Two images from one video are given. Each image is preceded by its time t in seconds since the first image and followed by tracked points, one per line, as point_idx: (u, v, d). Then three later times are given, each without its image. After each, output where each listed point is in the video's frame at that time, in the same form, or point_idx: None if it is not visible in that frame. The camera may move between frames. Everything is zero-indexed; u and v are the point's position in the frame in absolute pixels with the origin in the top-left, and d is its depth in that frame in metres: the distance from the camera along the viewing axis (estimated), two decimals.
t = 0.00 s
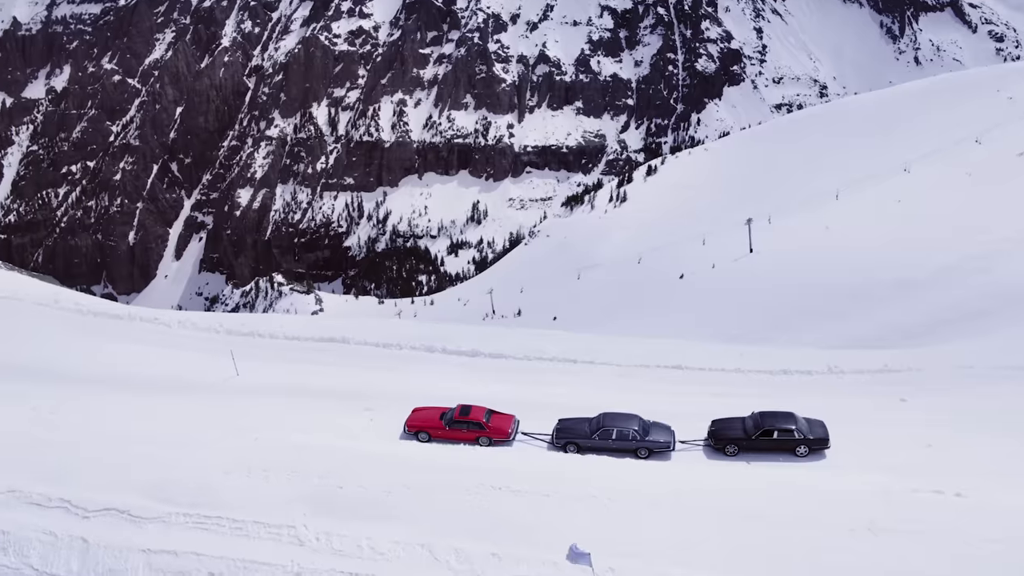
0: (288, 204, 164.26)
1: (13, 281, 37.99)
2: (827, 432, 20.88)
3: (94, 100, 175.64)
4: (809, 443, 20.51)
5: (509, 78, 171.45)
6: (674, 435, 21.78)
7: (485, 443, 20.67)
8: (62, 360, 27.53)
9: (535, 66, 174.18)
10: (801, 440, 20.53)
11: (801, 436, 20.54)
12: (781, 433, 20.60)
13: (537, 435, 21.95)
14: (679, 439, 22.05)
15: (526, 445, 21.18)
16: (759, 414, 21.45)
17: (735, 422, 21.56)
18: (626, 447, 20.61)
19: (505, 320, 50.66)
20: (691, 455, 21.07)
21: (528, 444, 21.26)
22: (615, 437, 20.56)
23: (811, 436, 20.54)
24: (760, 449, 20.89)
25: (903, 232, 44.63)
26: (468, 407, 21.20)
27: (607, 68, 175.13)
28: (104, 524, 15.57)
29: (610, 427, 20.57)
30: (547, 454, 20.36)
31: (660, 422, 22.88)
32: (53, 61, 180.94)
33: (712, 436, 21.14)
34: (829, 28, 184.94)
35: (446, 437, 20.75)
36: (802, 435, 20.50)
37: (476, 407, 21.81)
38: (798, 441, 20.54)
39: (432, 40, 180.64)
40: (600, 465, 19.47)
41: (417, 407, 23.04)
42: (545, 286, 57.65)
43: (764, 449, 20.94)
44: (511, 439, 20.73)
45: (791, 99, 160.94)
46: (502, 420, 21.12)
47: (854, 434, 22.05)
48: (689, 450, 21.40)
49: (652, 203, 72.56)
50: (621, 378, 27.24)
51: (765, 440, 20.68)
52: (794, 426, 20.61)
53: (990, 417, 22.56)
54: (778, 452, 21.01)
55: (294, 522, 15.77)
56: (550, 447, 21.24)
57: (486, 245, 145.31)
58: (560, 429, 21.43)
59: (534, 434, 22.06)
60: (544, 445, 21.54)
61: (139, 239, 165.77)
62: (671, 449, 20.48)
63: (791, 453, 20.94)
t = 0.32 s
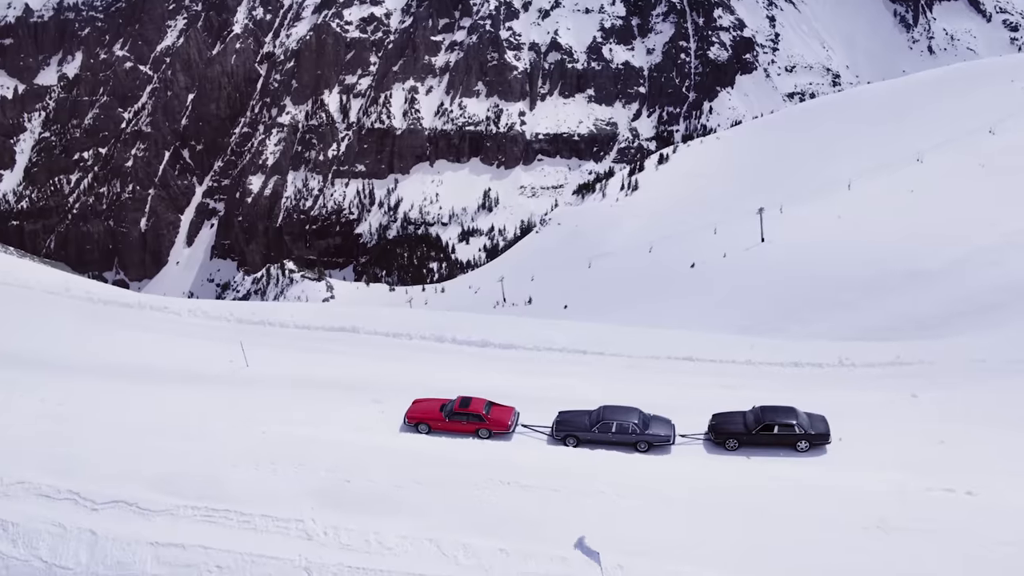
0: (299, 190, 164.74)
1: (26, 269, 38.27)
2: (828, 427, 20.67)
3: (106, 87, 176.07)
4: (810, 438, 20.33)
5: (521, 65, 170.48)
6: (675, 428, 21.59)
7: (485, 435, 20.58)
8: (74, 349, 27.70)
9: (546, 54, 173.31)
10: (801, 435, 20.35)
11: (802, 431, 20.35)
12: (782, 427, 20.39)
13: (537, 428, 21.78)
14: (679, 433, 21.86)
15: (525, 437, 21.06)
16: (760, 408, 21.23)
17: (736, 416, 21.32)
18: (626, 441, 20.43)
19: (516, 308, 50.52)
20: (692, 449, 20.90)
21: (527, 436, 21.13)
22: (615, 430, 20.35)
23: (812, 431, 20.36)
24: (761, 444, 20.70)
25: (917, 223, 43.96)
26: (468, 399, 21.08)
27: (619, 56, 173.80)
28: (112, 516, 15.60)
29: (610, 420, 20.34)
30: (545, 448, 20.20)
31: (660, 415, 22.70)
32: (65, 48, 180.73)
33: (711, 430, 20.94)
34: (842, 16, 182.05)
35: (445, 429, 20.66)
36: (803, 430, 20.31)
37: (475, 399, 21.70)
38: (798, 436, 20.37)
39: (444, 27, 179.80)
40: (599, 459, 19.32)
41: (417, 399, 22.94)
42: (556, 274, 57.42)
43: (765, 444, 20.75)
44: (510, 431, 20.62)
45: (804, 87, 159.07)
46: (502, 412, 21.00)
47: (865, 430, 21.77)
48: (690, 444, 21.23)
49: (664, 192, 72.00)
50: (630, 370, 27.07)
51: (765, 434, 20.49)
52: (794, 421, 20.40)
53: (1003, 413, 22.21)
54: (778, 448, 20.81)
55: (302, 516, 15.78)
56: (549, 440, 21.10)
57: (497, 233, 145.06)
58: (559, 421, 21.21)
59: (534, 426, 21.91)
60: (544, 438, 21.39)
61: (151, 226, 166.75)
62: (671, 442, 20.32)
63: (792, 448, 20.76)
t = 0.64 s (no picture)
0: (311, 177, 165.02)
1: (38, 255, 38.53)
2: (828, 419, 20.39)
3: (118, 73, 175.78)
4: (809, 431, 20.05)
5: (534, 52, 169.22)
6: (674, 419, 21.39)
7: (484, 424, 20.46)
8: (84, 336, 27.88)
9: (559, 41, 172.00)
10: (801, 427, 20.05)
11: (801, 423, 20.05)
12: (781, 420, 20.08)
13: (536, 417, 21.64)
14: (677, 424, 21.66)
15: (524, 427, 20.95)
16: (759, 400, 20.93)
17: (735, 407, 21.07)
18: (624, 431, 20.25)
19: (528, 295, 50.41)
20: (691, 441, 20.69)
21: (527, 426, 21.01)
22: (614, 421, 20.17)
23: (811, 424, 20.06)
24: (761, 436, 20.45)
25: (931, 212, 43.26)
26: (467, 388, 20.97)
27: (632, 43, 172.06)
28: (119, 505, 15.65)
29: (608, 410, 20.14)
30: (544, 438, 20.10)
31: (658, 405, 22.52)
32: (78, 34, 178.31)
33: (711, 422, 20.69)
34: (855, 4, 178.82)
35: (445, 418, 20.57)
36: (802, 422, 20.04)
37: (475, 388, 21.59)
38: (798, 429, 20.07)
39: (456, 14, 178.59)
40: (597, 450, 19.16)
41: (416, 389, 22.87)
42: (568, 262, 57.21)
43: (765, 436, 20.50)
44: (508, 421, 20.50)
45: (817, 76, 157.13)
46: (501, 401, 20.84)
47: (874, 422, 21.55)
48: (689, 436, 21.02)
49: (675, 180, 71.38)
50: (640, 359, 26.92)
51: (764, 426, 20.21)
52: (794, 414, 20.08)
53: (1016, 406, 21.86)
54: (777, 439, 20.59)
55: (308, 507, 15.75)
56: (547, 430, 20.95)
57: (509, 220, 144.46)
58: (558, 411, 21.02)
59: (533, 416, 21.77)
60: (542, 428, 21.26)
61: (164, 212, 167.63)
62: (670, 433, 20.14)
63: (791, 440, 20.51)
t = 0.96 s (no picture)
0: (321, 164, 164.57)
1: (48, 242, 38.73)
2: (824, 412, 20.27)
3: (128, 61, 175.71)
4: (804, 423, 19.97)
5: (544, 40, 167.97)
6: (669, 410, 21.28)
7: (478, 414, 20.42)
8: (91, 324, 27.99)
9: (569, 28, 170.75)
10: (796, 419, 19.98)
11: (797, 415, 19.96)
12: (776, 412, 20.00)
13: (530, 408, 21.56)
14: (673, 415, 21.56)
15: (519, 417, 20.89)
16: (755, 392, 20.87)
17: (731, 399, 20.96)
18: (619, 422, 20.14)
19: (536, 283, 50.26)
20: (684, 432, 20.56)
21: (522, 416, 20.97)
22: (609, 411, 20.06)
23: (807, 416, 19.97)
24: (756, 428, 20.33)
25: (942, 203, 42.74)
26: (462, 377, 20.89)
27: (642, 31, 170.70)
28: (122, 495, 15.70)
29: (603, 401, 20.03)
30: (538, 428, 20.01)
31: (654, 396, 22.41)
32: (88, 21, 179.17)
33: (706, 413, 20.57)
34: None
35: (439, 408, 20.53)
36: (798, 415, 19.94)
37: (470, 377, 21.52)
38: (794, 421, 20.00)
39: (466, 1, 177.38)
40: (591, 441, 19.04)
41: (412, 378, 22.83)
42: (576, 251, 56.98)
43: (760, 429, 20.36)
44: (503, 411, 20.42)
45: (828, 64, 155.29)
46: (496, 391, 20.77)
47: (879, 416, 21.40)
48: (683, 427, 20.92)
49: (684, 169, 70.89)
50: (646, 349, 26.81)
51: (760, 418, 20.11)
52: (790, 406, 20.01)
53: None
54: (774, 431, 20.44)
55: (310, 498, 15.78)
56: (542, 419, 20.90)
57: (518, 208, 143.61)
58: (553, 401, 20.92)
59: (528, 406, 21.72)
60: (537, 418, 21.18)
61: (173, 199, 167.92)
62: (665, 424, 20.06)
63: (787, 432, 20.39)
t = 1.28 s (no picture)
0: (327, 152, 164.03)
1: (53, 231, 38.84)
2: (815, 403, 20.25)
3: (134, 49, 174.63)
4: (796, 415, 19.93)
5: (551, 28, 166.76)
6: (660, 401, 21.32)
7: (469, 403, 20.47)
8: (92, 313, 28.07)
9: (576, 17, 169.69)
10: (788, 411, 19.95)
11: (788, 407, 19.93)
12: (768, 404, 19.95)
13: (521, 397, 21.57)
14: (664, 406, 21.57)
15: (510, 407, 20.94)
16: (747, 383, 20.83)
17: (722, 390, 20.93)
18: (610, 412, 20.16)
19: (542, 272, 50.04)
20: (675, 422, 20.56)
21: (513, 406, 21.02)
22: (599, 402, 20.07)
23: (799, 407, 19.93)
24: (746, 419, 20.32)
25: (950, 194, 42.30)
26: (454, 366, 20.94)
27: (649, 20, 170.28)
28: (120, 485, 15.78)
29: (594, 391, 20.03)
30: (529, 418, 20.04)
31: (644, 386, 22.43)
32: (94, 9, 177.77)
33: (697, 404, 20.56)
34: None
35: (430, 397, 20.59)
36: (789, 406, 19.90)
37: (462, 366, 21.58)
38: (785, 412, 19.96)
39: None
40: (581, 432, 19.06)
41: (404, 368, 22.86)
42: (582, 240, 56.80)
43: (751, 420, 20.34)
44: (493, 400, 20.47)
45: (836, 54, 153.64)
46: (487, 380, 20.82)
47: (879, 408, 21.33)
48: (674, 418, 20.92)
49: (690, 158, 70.46)
50: (649, 339, 26.74)
51: (751, 410, 20.08)
52: (781, 397, 19.97)
53: None
54: (765, 423, 20.43)
55: (307, 488, 15.82)
56: (532, 409, 20.94)
57: (524, 197, 142.86)
58: (543, 391, 20.91)
59: (519, 396, 21.74)
60: (528, 407, 21.19)
61: (179, 187, 167.81)
62: (655, 415, 20.06)
63: (778, 423, 20.38)
